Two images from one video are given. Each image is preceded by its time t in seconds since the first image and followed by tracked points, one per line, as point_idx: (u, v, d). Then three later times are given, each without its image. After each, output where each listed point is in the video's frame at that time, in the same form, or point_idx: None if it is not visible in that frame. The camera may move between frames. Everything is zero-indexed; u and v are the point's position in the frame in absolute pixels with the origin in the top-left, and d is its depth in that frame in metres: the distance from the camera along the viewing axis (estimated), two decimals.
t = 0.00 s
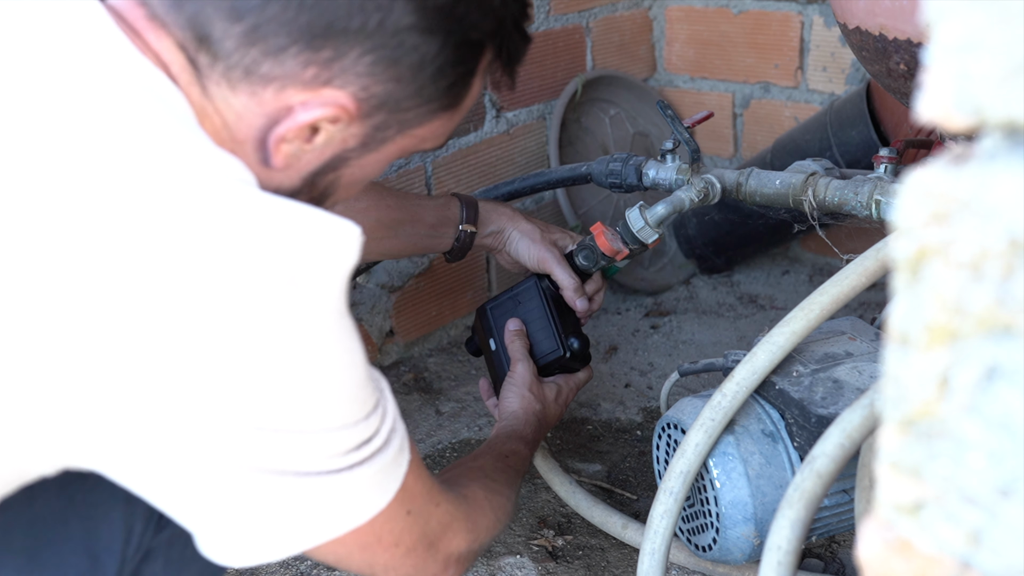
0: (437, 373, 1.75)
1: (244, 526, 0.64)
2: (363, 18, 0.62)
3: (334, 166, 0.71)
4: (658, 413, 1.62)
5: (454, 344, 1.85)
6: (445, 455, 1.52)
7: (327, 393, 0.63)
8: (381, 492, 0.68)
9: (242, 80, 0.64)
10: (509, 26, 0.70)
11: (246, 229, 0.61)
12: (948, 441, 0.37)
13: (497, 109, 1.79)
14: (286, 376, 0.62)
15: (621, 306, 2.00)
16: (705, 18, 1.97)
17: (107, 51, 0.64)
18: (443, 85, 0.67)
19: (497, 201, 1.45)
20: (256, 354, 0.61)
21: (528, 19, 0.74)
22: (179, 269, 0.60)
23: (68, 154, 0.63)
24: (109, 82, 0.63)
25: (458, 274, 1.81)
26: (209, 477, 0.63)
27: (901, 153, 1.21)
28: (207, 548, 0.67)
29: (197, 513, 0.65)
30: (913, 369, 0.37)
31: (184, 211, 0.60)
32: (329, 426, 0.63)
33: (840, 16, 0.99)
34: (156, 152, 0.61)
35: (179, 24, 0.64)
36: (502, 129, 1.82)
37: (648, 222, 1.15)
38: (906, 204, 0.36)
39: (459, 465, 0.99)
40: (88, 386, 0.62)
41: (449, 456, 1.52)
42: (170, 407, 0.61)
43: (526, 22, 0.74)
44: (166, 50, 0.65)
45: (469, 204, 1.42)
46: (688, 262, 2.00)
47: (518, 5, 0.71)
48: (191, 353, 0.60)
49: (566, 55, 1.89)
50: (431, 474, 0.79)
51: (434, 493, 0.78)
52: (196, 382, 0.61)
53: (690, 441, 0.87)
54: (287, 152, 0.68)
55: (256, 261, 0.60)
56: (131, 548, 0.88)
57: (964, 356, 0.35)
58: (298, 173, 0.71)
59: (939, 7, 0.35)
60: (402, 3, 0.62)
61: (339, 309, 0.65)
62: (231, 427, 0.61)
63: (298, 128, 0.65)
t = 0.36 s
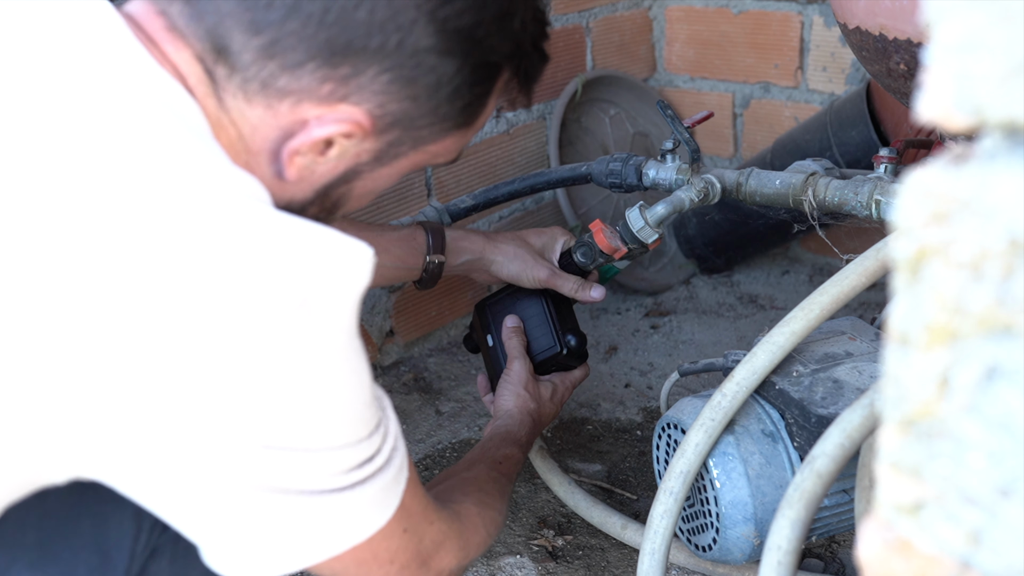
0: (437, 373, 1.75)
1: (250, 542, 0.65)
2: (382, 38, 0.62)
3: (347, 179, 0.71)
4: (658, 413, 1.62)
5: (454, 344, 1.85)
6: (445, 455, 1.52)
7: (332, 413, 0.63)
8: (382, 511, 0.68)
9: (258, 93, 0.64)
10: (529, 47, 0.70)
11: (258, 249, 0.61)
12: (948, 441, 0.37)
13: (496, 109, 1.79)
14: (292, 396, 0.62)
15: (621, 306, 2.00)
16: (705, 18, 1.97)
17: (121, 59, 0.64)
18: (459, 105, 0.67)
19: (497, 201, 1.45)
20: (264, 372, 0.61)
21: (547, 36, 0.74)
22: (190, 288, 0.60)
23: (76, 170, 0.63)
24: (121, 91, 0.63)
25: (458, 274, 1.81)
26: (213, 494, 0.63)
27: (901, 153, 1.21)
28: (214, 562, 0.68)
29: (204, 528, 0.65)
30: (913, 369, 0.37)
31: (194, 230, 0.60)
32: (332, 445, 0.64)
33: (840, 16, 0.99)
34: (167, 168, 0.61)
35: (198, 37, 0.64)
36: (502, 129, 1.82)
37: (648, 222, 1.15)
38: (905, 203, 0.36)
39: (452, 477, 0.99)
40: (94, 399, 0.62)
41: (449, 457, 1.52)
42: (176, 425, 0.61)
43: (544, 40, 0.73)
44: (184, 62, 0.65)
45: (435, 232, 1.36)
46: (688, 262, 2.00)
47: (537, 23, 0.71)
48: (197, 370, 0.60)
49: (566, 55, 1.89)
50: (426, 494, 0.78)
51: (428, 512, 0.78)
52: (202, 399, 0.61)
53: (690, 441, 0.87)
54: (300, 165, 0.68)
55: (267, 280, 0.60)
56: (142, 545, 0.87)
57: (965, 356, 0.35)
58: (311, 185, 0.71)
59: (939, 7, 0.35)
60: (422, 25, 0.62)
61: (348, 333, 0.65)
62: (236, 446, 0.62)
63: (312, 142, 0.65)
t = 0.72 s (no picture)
0: (437, 373, 1.75)
1: (247, 542, 0.65)
2: (378, 35, 0.61)
3: (341, 177, 0.71)
4: (658, 413, 1.62)
5: (454, 344, 1.85)
6: (445, 455, 1.52)
7: (328, 416, 0.63)
8: (380, 507, 0.69)
9: (251, 89, 0.63)
10: (527, 45, 0.70)
11: (253, 253, 0.61)
12: (948, 441, 0.37)
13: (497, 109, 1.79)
14: (288, 398, 0.62)
15: (621, 306, 2.00)
16: (705, 18, 1.97)
17: (117, 60, 0.64)
18: (456, 103, 0.67)
19: (497, 201, 1.45)
20: (246, 391, 0.61)
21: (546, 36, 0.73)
22: (184, 291, 0.60)
23: (73, 173, 0.63)
24: (121, 97, 0.63)
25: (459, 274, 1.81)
26: (209, 495, 0.63)
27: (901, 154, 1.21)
28: (212, 562, 0.68)
29: (199, 530, 0.66)
30: (914, 369, 0.37)
31: (190, 232, 0.60)
32: (328, 448, 0.64)
33: (840, 16, 0.99)
34: (163, 171, 0.61)
35: (190, 34, 0.64)
36: (502, 129, 1.82)
37: (648, 222, 1.15)
38: (905, 203, 0.36)
39: (454, 471, 0.99)
40: (94, 403, 0.62)
41: (449, 457, 1.52)
42: (173, 427, 0.62)
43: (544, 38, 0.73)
44: (175, 59, 0.65)
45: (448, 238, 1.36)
46: (688, 262, 2.00)
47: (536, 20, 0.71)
48: (194, 373, 0.61)
49: (566, 55, 1.89)
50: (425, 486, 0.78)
51: (428, 504, 0.78)
52: (199, 403, 0.61)
53: (690, 441, 0.87)
54: (293, 161, 0.67)
55: (263, 285, 0.60)
56: (135, 547, 0.88)
57: (965, 356, 0.35)
58: (305, 182, 0.70)
59: (939, 6, 0.35)
60: (419, 22, 0.62)
61: (345, 336, 0.64)
62: (233, 450, 0.62)
63: (304, 140, 0.65)
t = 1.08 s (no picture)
0: (437, 373, 1.75)
1: (231, 539, 0.65)
2: (369, 15, 0.61)
3: (337, 162, 0.70)
4: (658, 413, 1.62)
5: (454, 344, 1.85)
6: (445, 455, 1.52)
7: (319, 410, 0.63)
8: (372, 503, 0.69)
9: (242, 74, 0.62)
10: (523, 23, 0.69)
11: (243, 248, 0.61)
12: (948, 441, 0.37)
13: (496, 109, 1.79)
14: (273, 402, 0.62)
15: (621, 306, 2.00)
16: (705, 18, 1.97)
17: (107, 52, 0.64)
18: (451, 84, 0.66)
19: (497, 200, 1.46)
20: (240, 387, 0.61)
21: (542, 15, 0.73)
22: (172, 287, 0.60)
23: (67, 170, 0.63)
24: (118, 94, 0.63)
25: (459, 273, 1.81)
26: (197, 490, 0.63)
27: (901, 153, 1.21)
28: (197, 557, 0.68)
29: (185, 525, 0.66)
30: (913, 369, 0.37)
31: (179, 227, 0.60)
32: (318, 443, 0.64)
33: (840, 16, 0.99)
34: (158, 167, 0.61)
35: (179, 20, 0.63)
36: (502, 129, 1.82)
37: (648, 222, 1.15)
38: (906, 203, 0.36)
39: (456, 466, 0.99)
40: (77, 412, 0.63)
41: (449, 457, 1.52)
42: (162, 424, 0.62)
43: (541, 19, 0.72)
44: (166, 48, 0.64)
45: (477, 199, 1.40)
46: (688, 262, 2.00)
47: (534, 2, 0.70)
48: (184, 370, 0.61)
49: (566, 55, 1.89)
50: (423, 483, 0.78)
51: (425, 499, 0.78)
52: (188, 399, 0.61)
53: (690, 441, 0.87)
54: (287, 147, 0.66)
55: (252, 281, 0.60)
56: (130, 548, 0.87)
57: (965, 356, 0.35)
58: (299, 168, 0.69)
59: (939, 7, 0.35)
60: (411, 2, 0.61)
61: (334, 332, 0.64)
62: (218, 446, 0.62)
63: (297, 124, 0.64)
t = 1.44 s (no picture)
0: (437, 373, 1.76)
1: (233, 544, 0.66)
2: (368, 27, 0.60)
3: (336, 170, 0.70)
4: (658, 413, 1.62)
5: (454, 344, 1.85)
6: (445, 455, 1.53)
7: (317, 420, 0.63)
8: (371, 508, 0.69)
9: (241, 83, 0.62)
10: (525, 36, 0.69)
11: (241, 259, 0.60)
12: (947, 441, 0.37)
13: (497, 109, 1.79)
14: (272, 411, 0.62)
15: (621, 306, 2.00)
16: (705, 18, 1.97)
17: (110, 62, 0.63)
18: (451, 96, 0.66)
19: (497, 202, 1.45)
20: (238, 396, 0.61)
21: (546, 26, 0.73)
22: (172, 295, 0.60)
23: (54, 194, 0.63)
24: (116, 101, 0.63)
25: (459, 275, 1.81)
26: (197, 498, 0.64)
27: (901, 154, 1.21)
28: (199, 562, 0.68)
29: (186, 531, 0.66)
30: (913, 369, 0.37)
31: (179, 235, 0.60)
32: (318, 451, 0.64)
33: (840, 16, 0.99)
34: (157, 175, 0.61)
35: (179, 28, 0.62)
36: (502, 129, 1.82)
37: (648, 222, 1.15)
38: (905, 203, 0.36)
39: (458, 469, 0.99)
40: (77, 416, 0.63)
41: (449, 456, 1.52)
42: (165, 431, 0.62)
43: (543, 29, 0.72)
44: (167, 57, 0.64)
45: (445, 239, 1.34)
46: (688, 262, 2.00)
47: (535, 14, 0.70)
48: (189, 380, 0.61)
49: (566, 55, 1.89)
50: (422, 488, 0.78)
51: (425, 505, 0.78)
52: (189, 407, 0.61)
53: (690, 441, 0.87)
54: (286, 156, 0.66)
55: (250, 292, 0.60)
56: (131, 543, 0.88)
57: (964, 356, 0.35)
58: (298, 177, 0.69)
59: (939, 7, 0.35)
60: (410, 13, 0.61)
61: (333, 341, 0.64)
62: (218, 455, 0.62)
63: (296, 134, 0.64)
